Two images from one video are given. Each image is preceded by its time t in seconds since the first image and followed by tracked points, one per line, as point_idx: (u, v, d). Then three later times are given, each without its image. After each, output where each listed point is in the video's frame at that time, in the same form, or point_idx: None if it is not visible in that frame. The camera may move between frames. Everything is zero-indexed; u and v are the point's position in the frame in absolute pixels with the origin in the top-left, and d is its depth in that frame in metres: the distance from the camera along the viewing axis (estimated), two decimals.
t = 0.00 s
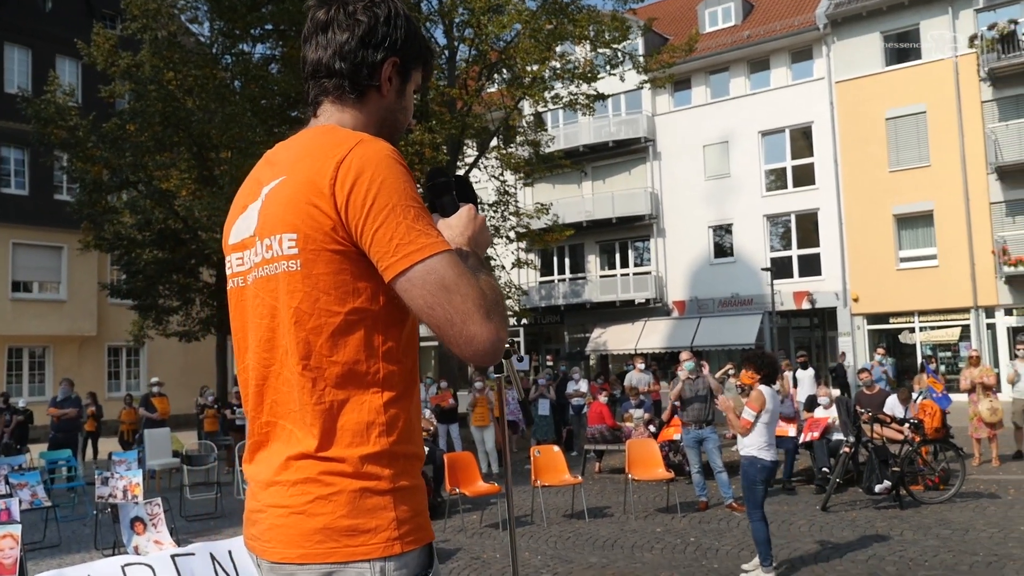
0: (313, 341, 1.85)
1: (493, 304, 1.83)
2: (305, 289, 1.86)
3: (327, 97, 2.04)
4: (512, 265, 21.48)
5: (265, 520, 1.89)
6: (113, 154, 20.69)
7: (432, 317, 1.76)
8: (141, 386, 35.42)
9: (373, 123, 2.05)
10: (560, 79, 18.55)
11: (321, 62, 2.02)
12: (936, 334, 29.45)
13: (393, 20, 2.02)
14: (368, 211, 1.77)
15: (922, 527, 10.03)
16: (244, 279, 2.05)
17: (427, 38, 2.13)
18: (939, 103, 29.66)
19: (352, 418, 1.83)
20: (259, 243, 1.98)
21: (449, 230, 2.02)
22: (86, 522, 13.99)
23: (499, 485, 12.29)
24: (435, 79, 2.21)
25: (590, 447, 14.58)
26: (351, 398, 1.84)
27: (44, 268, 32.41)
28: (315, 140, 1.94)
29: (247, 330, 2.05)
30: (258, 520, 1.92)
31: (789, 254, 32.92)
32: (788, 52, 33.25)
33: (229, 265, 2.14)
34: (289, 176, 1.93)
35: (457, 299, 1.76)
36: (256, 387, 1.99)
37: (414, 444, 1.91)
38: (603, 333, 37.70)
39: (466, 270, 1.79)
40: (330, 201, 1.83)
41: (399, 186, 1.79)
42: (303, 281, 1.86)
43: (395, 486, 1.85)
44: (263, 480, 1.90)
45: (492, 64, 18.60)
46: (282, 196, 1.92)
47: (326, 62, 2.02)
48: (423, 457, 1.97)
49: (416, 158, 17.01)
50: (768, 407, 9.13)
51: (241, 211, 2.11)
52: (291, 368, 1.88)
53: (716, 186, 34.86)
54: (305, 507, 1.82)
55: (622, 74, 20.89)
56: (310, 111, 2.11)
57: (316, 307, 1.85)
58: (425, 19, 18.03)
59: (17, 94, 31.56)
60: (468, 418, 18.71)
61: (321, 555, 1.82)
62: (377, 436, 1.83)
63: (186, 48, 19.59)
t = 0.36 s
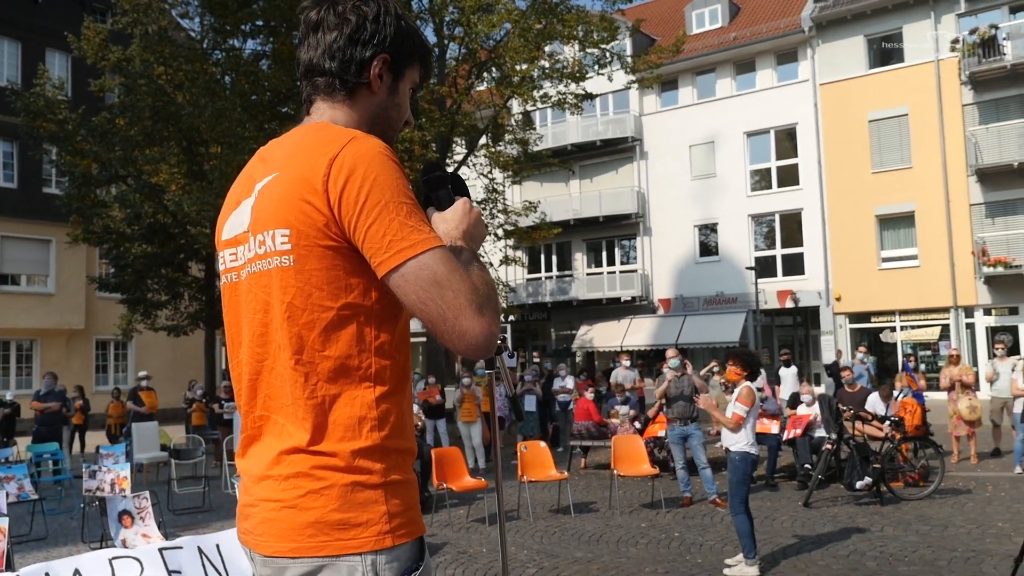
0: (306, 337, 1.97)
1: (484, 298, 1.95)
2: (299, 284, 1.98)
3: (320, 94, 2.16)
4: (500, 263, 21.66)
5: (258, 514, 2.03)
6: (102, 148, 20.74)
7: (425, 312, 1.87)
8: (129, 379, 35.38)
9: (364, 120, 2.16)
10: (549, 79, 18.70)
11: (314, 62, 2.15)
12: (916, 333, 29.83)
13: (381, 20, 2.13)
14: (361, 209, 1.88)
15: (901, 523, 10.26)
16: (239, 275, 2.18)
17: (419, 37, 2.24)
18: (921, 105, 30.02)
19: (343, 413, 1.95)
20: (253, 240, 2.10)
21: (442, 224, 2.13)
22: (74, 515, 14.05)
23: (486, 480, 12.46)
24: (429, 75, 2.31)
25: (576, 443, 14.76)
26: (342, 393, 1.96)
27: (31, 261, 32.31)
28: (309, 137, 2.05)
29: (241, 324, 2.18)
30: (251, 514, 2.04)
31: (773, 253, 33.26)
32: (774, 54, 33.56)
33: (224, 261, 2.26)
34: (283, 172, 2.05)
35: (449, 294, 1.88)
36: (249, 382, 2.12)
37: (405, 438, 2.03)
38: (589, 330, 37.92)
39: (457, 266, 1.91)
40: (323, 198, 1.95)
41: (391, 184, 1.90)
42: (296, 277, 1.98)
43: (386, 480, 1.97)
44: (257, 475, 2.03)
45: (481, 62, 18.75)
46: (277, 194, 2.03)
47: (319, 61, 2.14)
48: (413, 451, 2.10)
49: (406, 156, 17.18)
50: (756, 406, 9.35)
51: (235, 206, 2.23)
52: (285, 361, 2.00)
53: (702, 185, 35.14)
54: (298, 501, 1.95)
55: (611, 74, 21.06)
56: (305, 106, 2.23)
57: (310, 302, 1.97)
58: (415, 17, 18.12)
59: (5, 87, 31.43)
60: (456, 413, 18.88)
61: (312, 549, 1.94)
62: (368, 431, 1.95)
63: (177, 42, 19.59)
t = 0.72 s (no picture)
0: (289, 333, 2.09)
1: (466, 293, 2.07)
2: (282, 280, 2.11)
3: (306, 95, 2.27)
4: (488, 263, 21.76)
5: (239, 514, 2.15)
6: (91, 148, 20.72)
7: (408, 307, 1.99)
8: (117, 379, 35.29)
9: (349, 123, 2.26)
10: (537, 80, 18.80)
11: (303, 65, 2.27)
12: (900, 334, 30.09)
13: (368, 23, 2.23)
14: (343, 203, 2.01)
15: (885, 522, 10.40)
16: (222, 273, 2.31)
17: (406, 39, 2.34)
18: (905, 108, 30.29)
19: (325, 411, 2.07)
20: (238, 238, 2.23)
21: (426, 223, 2.25)
22: (61, 515, 14.03)
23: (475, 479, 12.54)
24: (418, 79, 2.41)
25: (564, 442, 14.87)
26: (324, 389, 2.08)
27: (19, 261, 32.16)
28: (292, 136, 2.19)
29: (225, 321, 2.30)
30: (232, 514, 2.17)
31: (759, 254, 33.47)
32: (761, 57, 33.78)
33: (209, 259, 2.41)
34: (267, 171, 2.18)
35: (432, 290, 2.00)
36: (230, 380, 2.25)
37: (386, 436, 2.15)
38: (577, 330, 38.03)
39: (439, 260, 2.03)
40: (306, 194, 2.08)
41: (373, 180, 2.03)
42: (280, 273, 2.11)
43: (365, 478, 2.09)
44: (239, 475, 2.15)
45: (470, 64, 18.82)
46: (261, 194, 2.16)
47: (308, 64, 2.26)
48: (395, 450, 2.22)
49: (395, 157, 17.31)
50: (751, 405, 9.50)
51: (224, 206, 2.37)
52: (268, 357, 2.12)
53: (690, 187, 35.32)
54: (278, 501, 2.07)
55: (599, 77, 21.16)
56: (291, 107, 2.34)
57: (293, 299, 2.10)
58: (404, 18, 18.18)
59: None
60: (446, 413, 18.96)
61: (293, 548, 2.06)
62: (349, 428, 2.07)
63: (166, 42, 19.57)
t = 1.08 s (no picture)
0: (267, 331, 2.10)
1: (444, 289, 2.07)
2: (260, 276, 2.11)
3: (286, 96, 2.27)
4: (478, 260, 21.78)
5: (216, 514, 2.15)
6: (77, 146, 20.66)
7: (385, 302, 1.99)
8: (105, 378, 35.18)
9: (328, 122, 2.26)
10: (526, 78, 18.80)
11: (283, 65, 2.27)
12: (888, 330, 30.23)
13: (346, 23, 2.23)
14: (320, 199, 2.01)
15: (872, 517, 10.46)
16: (201, 271, 2.30)
17: (386, 38, 2.34)
18: (891, 105, 30.42)
19: (303, 408, 2.07)
20: (217, 235, 2.23)
21: (406, 222, 2.25)
22: (48, 515, 13.97)
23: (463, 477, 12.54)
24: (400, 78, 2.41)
25: (552, 440, 14.89)
26: (302, 386, 2.08)
27: (5, 259, 31.98)
28: (270, 133, 2.19)
29: (203, 318, 2.30)
30: (210, 513, 2.17)
31: (748, 252, 33.56)
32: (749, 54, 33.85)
33: (188, 258, 2.41)
34: (245, 167, 2.19)
35: (409, 285, 2.00)
36: (207, 377, 2.25)
37: (364, 434, 2.16)
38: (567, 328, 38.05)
39: (417, 256, 2.03)
40: (283, 190, 2.08)
41: (351, 176, 2.03)
42: (258, 269, 2.11)
43: (342, 476, 2.09)
44: (216, 475, 2.15)
45: (458, 62, 18.78)
46: (238, 191, 2.17)
47: (287, 63, 2.26)
48: (374, 449, 2.22)
49: (383, 155, 17.36)
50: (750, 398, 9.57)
51: (203, 203, 2.37)
52: (246, 354, 2.12)
53: (678, 185, 35.37)
54: (255, 501, 2.07)
55: (588, 74, 21.14)
56: (271, 107, 2.34)
57: (271, 294, 2.10)
58: (392, 16, 18.13)
59: None
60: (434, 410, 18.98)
61: (270, 548, 2.06)
62: (328, 425, 2.08)
63: (152, 40, 19.52)
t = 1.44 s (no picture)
0: (249, 342, 2.11)
1: (423, 301, 2.08)
2: (241, 289, 2.13)
3: (269, 110, 2.29)
4: (475, 269, 21.81)
5: (198, 524, 2.16)
6: (75, 155, 20.71)
7: (363, 314, 2.00)
8: (102, 387, 35.16)
9: (311, 136, 2.28)
10: (523, 87, 18.89)
11: (265, 81, 2.29)
12: (885, 339, 30.22)
13: (327, 38, 2.25)
14: (300, 212, 2.03)
15: (867, 526, 10.45)
16: (186, 283, 2.32)
17: (368, 50, 2.35)
18: (887, 115, 30.51)
19: (284, 419, 2.09)
20: (200, 248, 2.25)
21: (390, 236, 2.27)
22: (42, 524, 13.95)
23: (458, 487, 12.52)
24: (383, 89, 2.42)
25: (548, 449, 14.91)
26: (282, 396, 2.09)
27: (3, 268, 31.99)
28: (253, 147, 2.21)
29: (188, 331, 2.33)
30: (192, 524, 2.18)
31: (745, 260, 33.60)
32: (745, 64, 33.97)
33: (175, 270, 2.43)
34: (227, 181, 2.21)
35: (387, 296, 2.01)
36: (193, 388, 2.27)
37: (345, 445, 2.17)
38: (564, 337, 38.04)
39: (396, 268, 2.04)
40: (263, 203, 2.10)
41: (329, 191, 2.05)
42: (239, 282, 2.13)
43: (321, 487, 2.10)
44: (198, 485, 2.17)
45: (455, 71, 18.87)
46: (220, 204, 2.19)
47: (269, 79, 2.28)
48: (356, 460, 2.23)
49: (380, 163, 17.47)
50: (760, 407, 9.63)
51: (189, 217, 2.40)
52: (227, 365, 2.14)
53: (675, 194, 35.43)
54: (236, 511, 2.08)
55: (584, 84, 21.23)
56: (255, 121, 2.35)
57: (252, 306, 2.12)
58: (389, 25, 18.24)
59: None
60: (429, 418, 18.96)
61: (250, 558, 2.08)
62: (308, 437, 2.09)
63: (150, 49, 19.61)
